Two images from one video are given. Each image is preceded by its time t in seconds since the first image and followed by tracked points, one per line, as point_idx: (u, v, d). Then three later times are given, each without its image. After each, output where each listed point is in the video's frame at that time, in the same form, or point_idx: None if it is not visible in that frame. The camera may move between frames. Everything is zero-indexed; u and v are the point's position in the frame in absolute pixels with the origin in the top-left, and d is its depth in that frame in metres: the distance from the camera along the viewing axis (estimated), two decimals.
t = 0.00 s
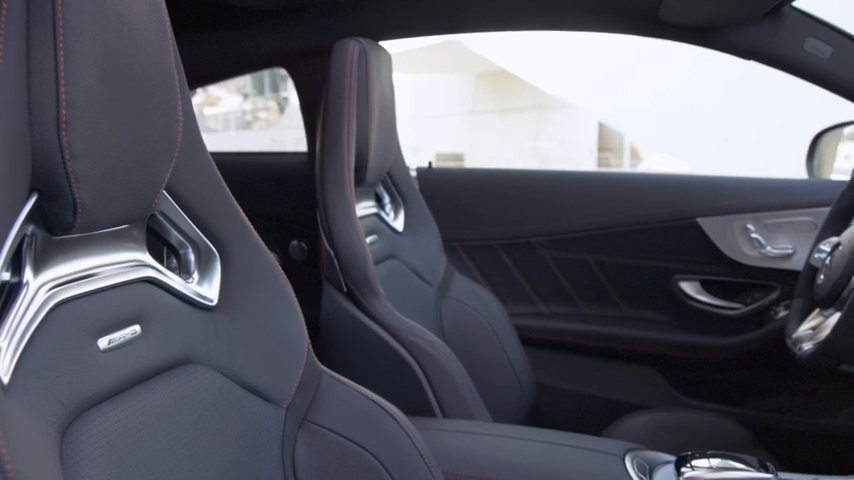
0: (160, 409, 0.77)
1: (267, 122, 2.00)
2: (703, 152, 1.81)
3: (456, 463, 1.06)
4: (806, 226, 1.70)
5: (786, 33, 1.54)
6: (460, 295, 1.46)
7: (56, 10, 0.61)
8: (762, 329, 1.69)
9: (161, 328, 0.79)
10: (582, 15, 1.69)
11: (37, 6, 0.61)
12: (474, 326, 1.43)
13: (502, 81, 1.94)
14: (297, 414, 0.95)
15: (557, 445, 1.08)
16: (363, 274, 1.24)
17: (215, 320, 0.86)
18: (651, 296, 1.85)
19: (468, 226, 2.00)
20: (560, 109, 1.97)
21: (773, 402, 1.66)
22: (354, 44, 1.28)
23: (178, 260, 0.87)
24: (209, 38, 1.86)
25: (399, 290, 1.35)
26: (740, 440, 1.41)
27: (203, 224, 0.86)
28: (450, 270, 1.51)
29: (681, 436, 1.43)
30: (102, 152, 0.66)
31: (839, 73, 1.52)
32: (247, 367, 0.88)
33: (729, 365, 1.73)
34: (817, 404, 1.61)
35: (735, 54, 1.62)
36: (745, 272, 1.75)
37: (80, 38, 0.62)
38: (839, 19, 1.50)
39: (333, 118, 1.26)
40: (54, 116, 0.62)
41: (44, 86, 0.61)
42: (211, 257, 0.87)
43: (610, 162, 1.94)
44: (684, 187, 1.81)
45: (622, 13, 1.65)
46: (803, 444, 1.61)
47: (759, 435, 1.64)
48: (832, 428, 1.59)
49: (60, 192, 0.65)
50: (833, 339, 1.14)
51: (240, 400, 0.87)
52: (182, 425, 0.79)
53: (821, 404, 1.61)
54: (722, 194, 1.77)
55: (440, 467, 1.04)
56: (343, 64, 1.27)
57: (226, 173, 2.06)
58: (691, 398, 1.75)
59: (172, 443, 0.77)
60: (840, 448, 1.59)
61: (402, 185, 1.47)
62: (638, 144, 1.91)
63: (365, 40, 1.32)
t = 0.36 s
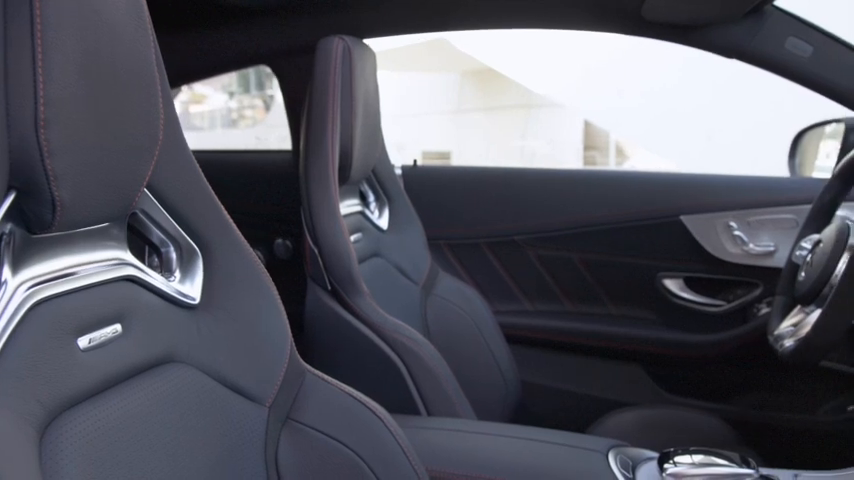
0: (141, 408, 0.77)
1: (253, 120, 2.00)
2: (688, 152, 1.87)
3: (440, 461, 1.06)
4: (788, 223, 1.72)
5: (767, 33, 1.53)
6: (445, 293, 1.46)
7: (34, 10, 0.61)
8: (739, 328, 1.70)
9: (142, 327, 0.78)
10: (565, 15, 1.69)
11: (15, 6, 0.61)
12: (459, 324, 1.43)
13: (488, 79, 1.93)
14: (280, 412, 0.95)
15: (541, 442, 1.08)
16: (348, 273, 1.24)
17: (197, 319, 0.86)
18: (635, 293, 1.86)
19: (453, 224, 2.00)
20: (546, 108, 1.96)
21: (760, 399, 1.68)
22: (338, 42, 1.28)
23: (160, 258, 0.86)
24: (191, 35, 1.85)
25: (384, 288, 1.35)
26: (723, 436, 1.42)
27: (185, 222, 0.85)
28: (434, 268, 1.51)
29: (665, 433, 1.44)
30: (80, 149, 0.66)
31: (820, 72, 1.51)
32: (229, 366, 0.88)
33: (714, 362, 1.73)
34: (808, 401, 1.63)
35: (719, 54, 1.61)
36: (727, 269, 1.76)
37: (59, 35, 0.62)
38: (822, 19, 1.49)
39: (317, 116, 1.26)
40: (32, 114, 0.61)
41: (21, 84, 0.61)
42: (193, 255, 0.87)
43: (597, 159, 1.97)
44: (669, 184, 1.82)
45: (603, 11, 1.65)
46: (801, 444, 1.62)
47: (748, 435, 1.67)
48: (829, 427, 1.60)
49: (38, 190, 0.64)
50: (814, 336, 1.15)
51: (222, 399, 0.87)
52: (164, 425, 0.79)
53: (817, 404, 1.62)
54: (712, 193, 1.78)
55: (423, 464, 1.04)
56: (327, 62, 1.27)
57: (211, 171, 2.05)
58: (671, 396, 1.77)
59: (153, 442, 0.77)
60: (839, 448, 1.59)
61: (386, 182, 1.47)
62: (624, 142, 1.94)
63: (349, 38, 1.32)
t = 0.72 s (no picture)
0: (124, 408, 0.76)
1: (240, 118, 1.98)
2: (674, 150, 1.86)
3: (425, 460, 1.06)
4: (771, 221, 1.75)
5: (749, 32, 1.54)
6: (431, 291, 1.46)
7: (13, 9, 0.60)
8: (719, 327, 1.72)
9: (125, 326, 0.78)
10: (550, 14, 1.69)
11: None
12: (444, 322, 1.43)
13: (475, 77, 1.93)
14: (264, 411, 0.94)
15: (526, 439, 1.09)
16: (333, 271, 1.23)
17: (180, 318, 0.85)
18: (620, 291, 1.87)
19: (438, 223, 2.00)
20: (533, 107, 1.96)
21: (747, 394, 1.68)
22: (322, 40, 1.28)
23: (143, 257, 0.86)
24: (174, 32, 1.83)
25: (369, 286, 1.34)
26: (708, 433, 1.42)
27: (168, 221, 0.85)
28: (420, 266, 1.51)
29: (649, 431, 1.44)
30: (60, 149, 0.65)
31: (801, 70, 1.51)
32: (213, 365, 0.88)
33: (700, 358, 1.74)
34: (796, 396, 1.64)
35: (703, 53, 1.62)
36: (712, 267, 1.78)
37: (40, 34, 0.61)
38: (804, 19, 1.49)
39: (302, 114, 1.25)
40: (11, 113, 0.61)
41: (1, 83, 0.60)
42: (176, 254, 0.86)
43: (583, 158, 1.96)
44: (654, 183, 1.84)
45: (588, 10, 1.65)
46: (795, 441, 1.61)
47: (743, 435, 1.65)
48: (821, 425, 1.59)
49: (19, 189, 0.64)
50: (797, 332, 1.15)
51: (206, 398, 0.87)
52: (147, 425, 0.78)
53: (807, 400, 1.62)
54: (690, 188, 1.81)
55: (408, 463, 1.04)
56: (312, 60, 1.26)
57: (195, 169, 2.04)
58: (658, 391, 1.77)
59: (136, 442, 0.76)
60: (830, 442, 1.59)
61: (371, 180, 1.46)
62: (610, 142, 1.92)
63: (334, 36, 1.31)
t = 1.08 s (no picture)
0: (106, 408, 0.76)
1: (226, 117, 1.98)
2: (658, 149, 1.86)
3: (410, 459, 1.05)
4: (754, 219, 1.76)
5: (733, 31, 1.54)
6: (417, 290, 1.46)
7: None
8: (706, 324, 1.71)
9: (106, 325, 0.77)
10: (534, 12, 1.69)
11: None
12: (430, 320, 1.43)
13: (462, 77, 1.93)
14: (248, 410, 0.94)
15: (510, 437, 1.09)
16: (318, 270, 1.23)
17: (163, 317, 0.85)
18: (604, 289, 1.88)
19: (424, 221, 1.99)
20: (519, 105, 1.96)
21: (732, 392, 1.69)
22: (307, 38, 1.28)
23: (125, 256, 0.85)
24: (159, 31, 1.81)
25: (354, 285, 1.34)
26: (692, 430, 1.43)
27: (151, 220, 0.84)
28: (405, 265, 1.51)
29: (634, 428, 1.45)
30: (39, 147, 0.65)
31: (784, 70, 1.52)
32: (197, 364, 0.87)
33: (682, 355, 1.74)
34: (779, 393, 1.64)
35: (686, 51, 1.62)
36: (697, 265, 1.79)
37: (17, 31, 0.61)
38: (786, 18, 1.49)
39: (287, 112, 1.25)
40: None
41: None
42: (159, 253, 0.86)
43: (570, 157, 1.97)
44: (639, 180, 1.86)
45: (572, 8, 1.65)
46: (779, 438, 1.62)
47: (725, 432, 1.66)
48: (805, 421, 1.59)
49: None
50: (781, 329, 1.16)
51: (189, 398, 0.86)
52: (129, 425, 0.78)
53: (790, 396, 1.63)
54: (673, 186, 1.82)
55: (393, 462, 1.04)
56: (297, 57, 1.26)
57: (179, 168, 2.03)
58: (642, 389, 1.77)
59: (118, 442, 0.76)
60: (817, 438, 1.59)
61: (356, 178, 1.46)
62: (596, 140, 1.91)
63: (319, 34, 1.31)
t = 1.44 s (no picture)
0: (87, 408, 0.75)
1: (212, 115, 1.98)
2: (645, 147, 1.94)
3: (395, 457, 1.05)
4: (738, 217, 1.77)
5: (716, 30, 1.55)
6: (402, 288, 1.46)
7: None
8: (690, 321, 1.73)
9: (87, 325, 0.77)
10: (518, 8, 1.69)
11: None
12: (415, 319, 1.43)
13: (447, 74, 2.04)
14: (231, 409, 0.94)
15: (495, 434, 1.09)
16: (303, 269, 1.23)
17: (145, 316, 0.84)
18: (588, 287, 1.88)
19: (408, 220, 1.98)
20: (506, 104, 2.06)
21: (717, 389, 1.70)
22: (291, 36, 1.27)
23: (107, 255, 0.84)
24: (142, 31, 1.80)
25: (339, 284, 1.34)
26: (676, 426, 1.44)
27: (133, 218, 0.84)
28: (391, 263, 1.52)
29: (619, 425, 1.45)
30: (20, 145, 0.65)
31: (767, 68, 1.52)
32: (180, 364, 0.87)
33: (668, 352, 1.75)
34: (764, 390, 1.65)
35: (669, 49, 1.63)
36: (682, 262, 1.80)
37: None
38: (770, 17, 1.51)
39: (270, 110, 1.25)
40: None
41: None
42: (141, 252, 0.85)
43: (556, 154, 2.04)
44: (625, 177, 1.86)
45: (556, 6, 1.66)
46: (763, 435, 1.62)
47: (710, 429, 1.66)
48: (790, 417, 1.60)
49: None
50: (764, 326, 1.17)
51: (172, 397, 0.86)
52: (111, 425, 0.77)
53: (774, 393, 1.64)
54: (658, 185, 1.83)
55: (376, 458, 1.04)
56: (281, 55, 1.26)
57: (161, 166, 2.02)
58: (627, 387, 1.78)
59: (101, 443, 0.75)
60: (802, 434, 1.59)
61: (341, 177, 1.46)
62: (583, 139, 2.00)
63: (303, 32, 1.31)
